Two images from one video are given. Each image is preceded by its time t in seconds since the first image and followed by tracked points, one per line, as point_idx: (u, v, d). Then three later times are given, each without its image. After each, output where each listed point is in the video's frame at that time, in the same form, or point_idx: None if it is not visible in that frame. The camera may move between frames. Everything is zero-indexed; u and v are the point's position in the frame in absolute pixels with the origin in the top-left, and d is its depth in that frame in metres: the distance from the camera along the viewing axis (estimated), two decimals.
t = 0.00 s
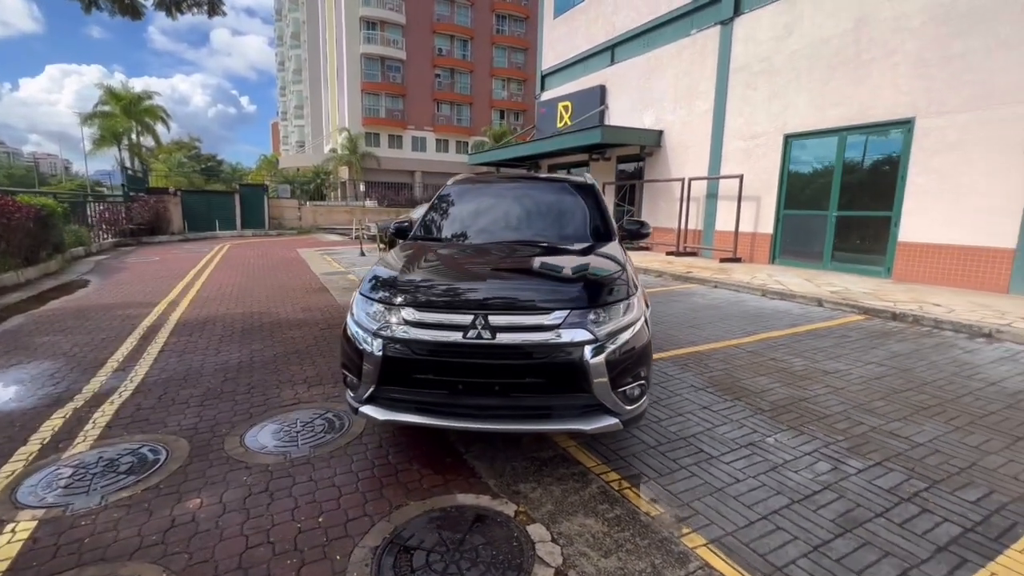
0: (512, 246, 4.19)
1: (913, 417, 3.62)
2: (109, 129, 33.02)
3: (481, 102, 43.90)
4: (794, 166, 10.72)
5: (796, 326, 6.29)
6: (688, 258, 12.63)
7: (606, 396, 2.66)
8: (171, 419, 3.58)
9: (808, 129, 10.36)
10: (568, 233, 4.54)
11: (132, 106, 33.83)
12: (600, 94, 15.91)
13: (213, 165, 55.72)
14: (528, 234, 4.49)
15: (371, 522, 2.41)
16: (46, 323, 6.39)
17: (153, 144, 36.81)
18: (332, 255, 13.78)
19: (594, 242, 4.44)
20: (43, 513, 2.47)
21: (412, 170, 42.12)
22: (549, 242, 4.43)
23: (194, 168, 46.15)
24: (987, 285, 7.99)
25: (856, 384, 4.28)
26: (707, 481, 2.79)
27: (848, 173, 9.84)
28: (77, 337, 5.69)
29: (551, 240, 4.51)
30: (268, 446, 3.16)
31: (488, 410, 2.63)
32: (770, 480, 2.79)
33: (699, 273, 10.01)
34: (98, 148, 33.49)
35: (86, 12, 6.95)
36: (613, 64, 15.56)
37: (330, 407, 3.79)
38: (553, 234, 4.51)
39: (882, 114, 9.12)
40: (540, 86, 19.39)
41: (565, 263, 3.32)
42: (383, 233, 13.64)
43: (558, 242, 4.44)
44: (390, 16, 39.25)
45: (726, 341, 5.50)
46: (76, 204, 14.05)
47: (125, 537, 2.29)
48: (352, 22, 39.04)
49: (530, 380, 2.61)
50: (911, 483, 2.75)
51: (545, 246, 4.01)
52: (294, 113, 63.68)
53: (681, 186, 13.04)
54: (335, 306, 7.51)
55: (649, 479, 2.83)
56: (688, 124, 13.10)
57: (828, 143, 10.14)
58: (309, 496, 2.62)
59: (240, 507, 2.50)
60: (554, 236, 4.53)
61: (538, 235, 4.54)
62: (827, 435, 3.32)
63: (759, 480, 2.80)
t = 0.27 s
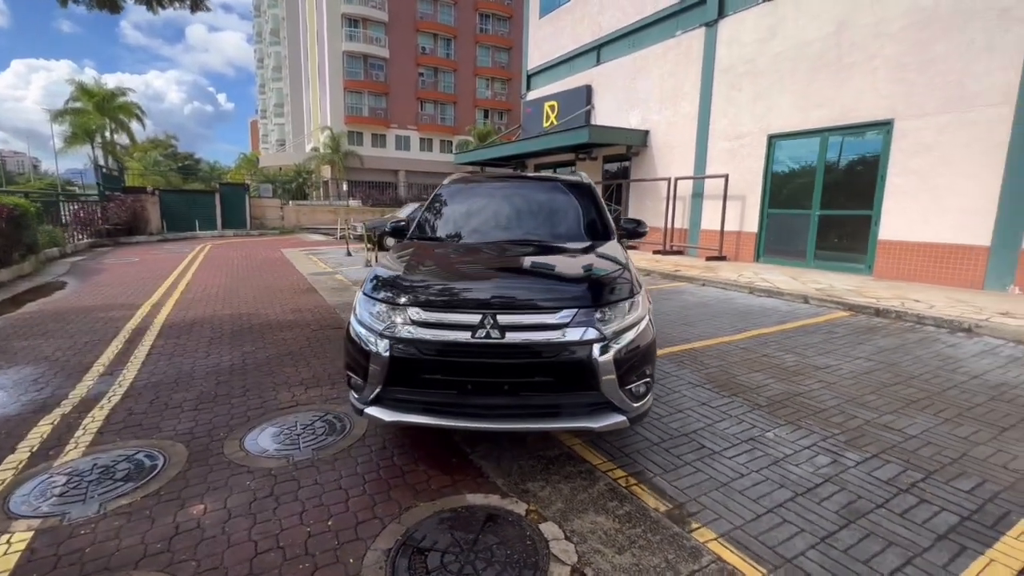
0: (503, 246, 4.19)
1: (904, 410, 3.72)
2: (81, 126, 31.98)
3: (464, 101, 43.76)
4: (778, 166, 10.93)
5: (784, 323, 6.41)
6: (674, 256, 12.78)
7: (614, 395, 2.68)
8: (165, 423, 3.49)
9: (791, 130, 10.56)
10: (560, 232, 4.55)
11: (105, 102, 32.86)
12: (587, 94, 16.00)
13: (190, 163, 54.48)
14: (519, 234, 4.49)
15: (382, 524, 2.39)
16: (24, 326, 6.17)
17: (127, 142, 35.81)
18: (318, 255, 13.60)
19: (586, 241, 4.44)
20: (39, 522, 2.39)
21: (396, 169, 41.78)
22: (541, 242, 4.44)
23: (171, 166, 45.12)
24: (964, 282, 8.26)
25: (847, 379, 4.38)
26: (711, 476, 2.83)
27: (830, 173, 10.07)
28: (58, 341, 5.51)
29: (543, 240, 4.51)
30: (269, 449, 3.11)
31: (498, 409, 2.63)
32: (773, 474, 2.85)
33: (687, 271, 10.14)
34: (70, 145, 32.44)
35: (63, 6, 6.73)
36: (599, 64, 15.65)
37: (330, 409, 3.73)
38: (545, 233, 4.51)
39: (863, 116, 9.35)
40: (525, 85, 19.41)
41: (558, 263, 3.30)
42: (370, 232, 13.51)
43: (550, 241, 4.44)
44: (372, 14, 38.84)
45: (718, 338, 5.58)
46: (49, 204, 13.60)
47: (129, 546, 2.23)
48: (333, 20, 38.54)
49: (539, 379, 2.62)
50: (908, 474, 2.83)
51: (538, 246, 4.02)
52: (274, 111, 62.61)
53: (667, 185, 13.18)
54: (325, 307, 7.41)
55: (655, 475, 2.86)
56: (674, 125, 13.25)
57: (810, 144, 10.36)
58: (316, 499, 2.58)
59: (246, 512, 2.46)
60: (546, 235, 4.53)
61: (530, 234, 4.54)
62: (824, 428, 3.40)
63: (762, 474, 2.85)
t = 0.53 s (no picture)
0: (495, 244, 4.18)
1: (894, 403, 3.83)
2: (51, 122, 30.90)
3: (448, 99, 43.58)
4: (762, 165, 11.12)
5: (773, 320, 6.54)
6: (661, 255, 12.92)
7: (621, 392, 2.71)
8: (160, 428, 3.40)
9: (774, 130, 10.76)
10: (553, 231, 4.55)
11: (77, 98, 31.82)
12: (573, 93, 16.08)
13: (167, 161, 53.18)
14: (512, 233, 4.48)
15: (393, 526, 2.37)
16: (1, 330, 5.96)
17: (101, 139, 34.77)
18: (304, 255, 13.40)
19: (578, 239, 4.45)
20: (36, 531, 2.31)
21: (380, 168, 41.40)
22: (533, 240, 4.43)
23: (147, 164, 43.96)
24: (942, 278, 8.52)
25: (838, 373, 4.49)
26: (715, 471, 2.87)
27: (813, 173, 10.28)
28: (39, 344, 5.33)
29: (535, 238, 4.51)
30: (270, 452, 3.06)
31: (506, 408, 2.63)
32: (775, 468, 2.90)
33: (675, 269, 10.26)
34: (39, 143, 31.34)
35: None
36: (585, 63, 15.74)
37: (329, 410, 3.69)
38: (537, 232, 4.51)
39: (845, 117, 9.56)
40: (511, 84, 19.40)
41: (550, 262, 3.29)
42: (357, 231, 13.36)
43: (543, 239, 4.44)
44: (354, 11, 38.38)
45: (711, 335, 5.66)
46: (22, 203, 13.14)
47: (133, 553, 2.17)
48: (315, 16, 37.97)
49: (548, 377, 2.63)
50: (904, 466, 2.91)
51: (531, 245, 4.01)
52: (253, 108, 61.47)
53: (654, 185, 13.32)
54: (315, 307, 7.31)
55: (661, 471, 2.89)
56: (660, 124, 13.39)
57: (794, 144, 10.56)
58: (323, 502, 2.55)
59: (253, 517, 2.41)
60: (539, 234, 4.53)
61: (522, 233, 4.54)
62: (820, 422, 3.47)
63: (765, 468, 2.90)
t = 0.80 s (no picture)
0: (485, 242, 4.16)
1: (884, 396, 3.92)
2: (21, 118, 29.79)
3: (432, 97, 43.34)
4: (746, 164, 11.29)
5: (760, 316, 6.65)
6: (648, 253, 13.03)
7: (623, 387, 2.72)
8: (150, 430, 3.31)
9: (758, 130, 10.93)
10: (544, 228, 4.53)
11: (47, 93, 30.79)
12: (559, 92, 16.11)
13: (143, 158, 51.85)
14: (502, 230, 4.47)
15: (397, 524, 2.35)
16: None
17: (73, 135, 33.70)
18: (288, 254, 13.18)
19: (570, 237, 4.44)
20: (24, 538, 2.22)
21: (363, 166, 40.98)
22: (524, 237, 4.41)
23: (122, 162, 42.79)
24: (920, 275, 8.75)
25: (827, 368, 4.59)
26: (715, 465, 2.91)
27: (796, 172, 10.47)
28: (15, 346, 5.14)
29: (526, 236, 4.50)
30: (266, 452, 3.00)
31: (509, 405, 2.62)
32: (772, 461, 2.94)
33: (662, 267, 10.35)
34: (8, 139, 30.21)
35: None
36: (571, 62, 15.78)
37: (324, 409, 3.64)
38: (528, 229, 4.50)
39: (827, 117, 9.76)
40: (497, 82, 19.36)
41: (541, 259, 3.29)
42: (342, 230, 13.20)
43: (534, 237, 4.43)
44: (337, 7, 37.88)
45: (701, 331, 5.73)
46: None
47: (130, 558, 2.11)
48: (296, 11, 37.35)
49: (551, 373, 2.63)
50: (896, 456, 2.98)
51: (522, 242, 4.00)
52: (232, 104, 60.28)
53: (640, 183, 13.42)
54: (303, 306, 7.20)
55: (661, 465, 2.92)
56: (646, 123, 13.51)
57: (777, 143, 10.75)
58: (324, 502, 2.50)
59: (253, 518, 2.36)
60: (530, 231, 4.52)
61: (513, 230, 4.52)
62: (812, 415, 3.54)
63: (762, 461, 2.94)
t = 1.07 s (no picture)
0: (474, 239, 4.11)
1: (876, 391, 3.97)
2: None
3: (417, 95, 43.02)
4: (732, 164, 11.42)
5: (749, 313, 6.73)
6: (635, 252, 13.11)
7: (626, 385, 2.70)
8: (137, 434, 3.20)
9: (744, 130, 11.06)
10: (535, 226, 4.50)
11: (17, 87, 29.76)
12: (546, 90, 16.10)
13: (118, 155, 50.54)
14: (493, 228, 4.42)
15: (401, 527, 2.30)
16: None
17: (44, 130, 32.59)
18: (272, 252, 12.95)
19: (561, 234, 4.40)
20: (9, 548, 2.12)
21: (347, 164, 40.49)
22: (514, 235, 4.37)
23: (96, 159, 41.58)
24: (902, 273, 8.96)
25: (818, 364, 4.65)
26: (716, 461, 2.91)
27: (781, 171, 10.62)
28: None
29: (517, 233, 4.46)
30: (261, 455, 2.92)
31: (513, 404, 2.59)
32: (772, 457, 2.96)
33: (651, 265, 10.42)
34: None
35: None
36: (558, 61, 15.79)
37: (318, 410, 3.56)
38: (519, 226, 4.48)
39: (811, 118, 9.92)
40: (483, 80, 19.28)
41: (531, 257, 3.25)
42: (328, 228, 13.00)
43: (524, 234, 4.39)
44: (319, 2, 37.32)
45: (693, 329, 5.77)
46: None
47: (123, 567, 2.03)
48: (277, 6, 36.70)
49: (555, 371, 2.60)
50: (892, 451, 3.02)
51: (513, 239, 3.96)
52: (211, 100, 59.02)
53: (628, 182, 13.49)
54: (290, 306, 7.07)
55: (663, 463, 2.91)
56: (633, 123, 13.58)
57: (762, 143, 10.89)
58: (324, 505, 2.44)
59: (251, 523, 2.29)
60: (520, 229, 4.48)
61: (505, 228, 4.49)
62: (808, 411, 3.58)
63: (762, 457, 2.96)
